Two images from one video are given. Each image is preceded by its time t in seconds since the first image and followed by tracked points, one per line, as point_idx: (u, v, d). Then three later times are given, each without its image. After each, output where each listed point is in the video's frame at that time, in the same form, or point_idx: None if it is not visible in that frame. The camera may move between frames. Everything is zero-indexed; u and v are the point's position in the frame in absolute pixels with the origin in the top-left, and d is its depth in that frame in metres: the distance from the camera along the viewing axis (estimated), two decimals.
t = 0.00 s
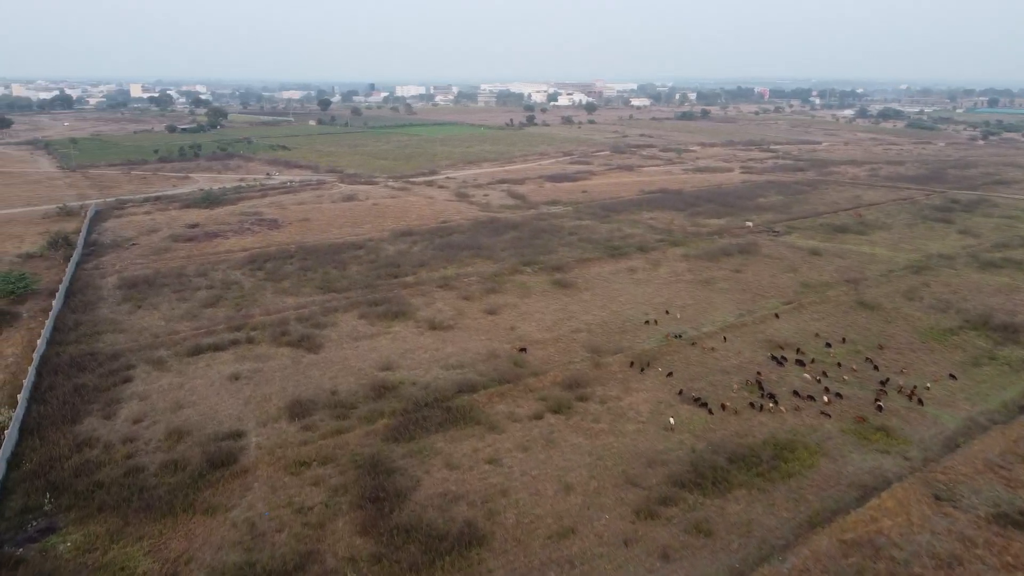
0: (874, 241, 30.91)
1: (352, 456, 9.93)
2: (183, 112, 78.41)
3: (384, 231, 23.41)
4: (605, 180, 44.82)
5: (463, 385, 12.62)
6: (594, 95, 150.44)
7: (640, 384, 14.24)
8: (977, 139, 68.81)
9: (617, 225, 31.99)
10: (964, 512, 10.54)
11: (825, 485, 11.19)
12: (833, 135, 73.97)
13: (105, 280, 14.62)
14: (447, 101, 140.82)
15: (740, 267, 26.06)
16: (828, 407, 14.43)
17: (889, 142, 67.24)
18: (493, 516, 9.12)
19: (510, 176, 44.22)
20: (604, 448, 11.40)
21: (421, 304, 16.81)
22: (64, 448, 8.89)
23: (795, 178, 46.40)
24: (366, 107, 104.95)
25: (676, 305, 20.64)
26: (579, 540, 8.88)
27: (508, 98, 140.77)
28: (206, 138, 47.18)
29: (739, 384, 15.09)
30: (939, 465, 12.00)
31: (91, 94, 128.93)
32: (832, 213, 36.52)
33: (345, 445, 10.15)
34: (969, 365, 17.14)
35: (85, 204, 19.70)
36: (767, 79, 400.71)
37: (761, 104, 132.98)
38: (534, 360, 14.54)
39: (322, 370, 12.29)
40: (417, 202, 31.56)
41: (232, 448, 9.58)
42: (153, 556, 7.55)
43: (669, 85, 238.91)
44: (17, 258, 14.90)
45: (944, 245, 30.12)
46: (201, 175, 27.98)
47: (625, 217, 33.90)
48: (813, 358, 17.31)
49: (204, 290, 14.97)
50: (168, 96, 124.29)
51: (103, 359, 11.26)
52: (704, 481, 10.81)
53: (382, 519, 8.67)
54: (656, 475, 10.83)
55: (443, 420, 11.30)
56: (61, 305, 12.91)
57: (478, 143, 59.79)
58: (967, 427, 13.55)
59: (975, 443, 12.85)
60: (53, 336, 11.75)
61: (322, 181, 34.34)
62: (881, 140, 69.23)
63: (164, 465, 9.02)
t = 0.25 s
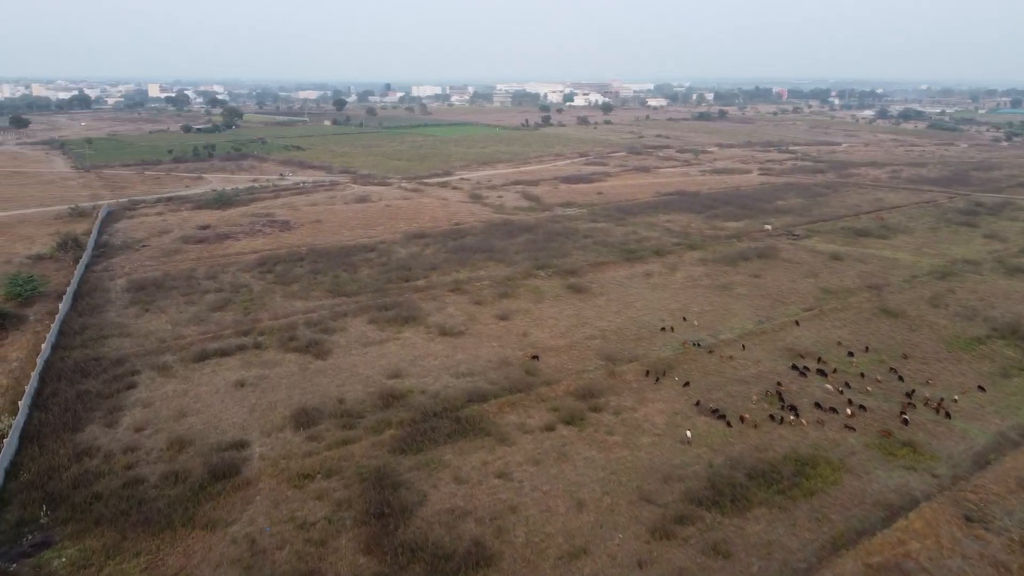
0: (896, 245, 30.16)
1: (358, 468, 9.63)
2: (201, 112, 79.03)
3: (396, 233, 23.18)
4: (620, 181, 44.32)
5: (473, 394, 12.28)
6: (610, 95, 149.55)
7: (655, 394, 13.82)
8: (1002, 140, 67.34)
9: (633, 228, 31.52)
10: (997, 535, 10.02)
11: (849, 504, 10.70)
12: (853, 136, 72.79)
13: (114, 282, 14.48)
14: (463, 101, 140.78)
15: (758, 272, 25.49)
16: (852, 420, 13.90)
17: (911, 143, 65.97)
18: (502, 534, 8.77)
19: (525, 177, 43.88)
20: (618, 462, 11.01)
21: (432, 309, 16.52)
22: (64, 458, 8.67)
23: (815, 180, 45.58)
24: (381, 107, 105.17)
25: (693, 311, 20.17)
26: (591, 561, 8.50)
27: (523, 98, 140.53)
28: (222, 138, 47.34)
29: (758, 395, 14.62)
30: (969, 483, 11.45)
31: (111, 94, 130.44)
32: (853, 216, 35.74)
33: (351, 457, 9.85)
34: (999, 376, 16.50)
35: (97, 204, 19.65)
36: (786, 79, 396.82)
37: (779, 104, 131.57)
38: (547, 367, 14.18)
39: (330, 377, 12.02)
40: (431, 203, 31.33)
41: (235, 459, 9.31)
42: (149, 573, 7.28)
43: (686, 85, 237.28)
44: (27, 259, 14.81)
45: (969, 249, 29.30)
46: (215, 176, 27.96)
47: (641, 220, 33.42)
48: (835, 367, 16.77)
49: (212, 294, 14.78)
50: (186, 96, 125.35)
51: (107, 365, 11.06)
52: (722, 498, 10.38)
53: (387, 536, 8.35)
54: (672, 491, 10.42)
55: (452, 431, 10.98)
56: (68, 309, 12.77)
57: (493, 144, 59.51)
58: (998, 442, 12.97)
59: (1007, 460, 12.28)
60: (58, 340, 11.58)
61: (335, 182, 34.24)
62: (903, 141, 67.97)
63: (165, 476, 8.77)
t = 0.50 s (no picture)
0: (920, 249, 29.37)
1: (363, 481, 9.32)
2: (217, 112, 79.58)
3: (409, 235, 22.93)
4: (637, 182, 43.79)
5: (484, 403, 11.95)
6: (627, 95, 148.56)
7: (671, 405, 13.40)
8: None
9: (649, 231, 31.02)
10: None
11: (875, 524, 10.21)
12: (874, 137, 71.51)
13: (122, 285, 14.33)
14: (479, 101, 140.63)
15: (778, 277, 24.91)
16: (876, 434, 13.37)
17: (933, 144, 64.66)
18: (511, 553, 8.42)
19: (540, 178, 43.51)
20: (633, 477, 10.61)
21: (444, 314, 16.23)
22: (63, 467, 8.44)
23: (835, 182, 44.71)
24: (397, 107, 105.34)
25: (711, 317, 19.69)
26: None
27: (539, 98, 140.11)
28: (237, 138, 47.46)
29: (778, 407, 14.13)
30: (1002, 504, 10.91)
31: (131, 93, 131.91)
32: (874, 219, 34.94)
33: (356, 469, 9.55)
34: None
35: (110, 205, 19.59)
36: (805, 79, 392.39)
37: (797, 104, 129.91)
38: (559, 376, 13.81)
39: (337, 385, 11.75)
40: (444, 205, 31.08)
41: (237, 471, 9.04)
42: None
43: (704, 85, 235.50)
44: (37, 261, 14.71)
45: (996, 254, 28.46)
46: (229, 176, 27.92)
47: (657, 222, 32.91)
48: (858, 378, 16.21)
49: (221, 297, 14.59)
50: (205, 95, 126.39)
51: (112, 370, 10.86)
52: (741, 517, 9.94)
53: (391, 554, 8.03)
54: (689, 509, 10.00)
55: (461, 442, 10.65)
56: (75, 311, 12.60)
57: (508, 145, 59.18)
58: None
59: None
60: (64, 343, 11.41)
61: (349, 182, 34.12)
62: (925, 142, 66.64)
63: (165, 488, 8.51)
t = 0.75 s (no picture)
0: (946, 254, 28.56)
1: (369, 495, 9.02)
2: (235, 112, 80.18)
3: (422, 237, 22.69)
4: (654, 184, 43.25)
5: (495, 413, 11.61)
6: (644, 95, 147.57)
7: (689, 417, 12.98)
8: None
9: (666, 234, 30.50)
10: None
11: (904, 548, 9.72)
12: (897, 138, 70.17)
13: (131, 287, 14.19)
14: (496, 101, 140.51)
15: (798, 282, 24.32)
16: (903, 449, 12.82)
17: (958, 145, 63.28)
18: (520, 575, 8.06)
19: (555, 179, 43.15)
20: (648, 493, 10.20)
21: (456, 320, 15.93)
22: (62, 478, 8.22)
23: (857, 184, 43.82)
24: (413, 107, 105.63)
25: (730, 324, 19.19)
26: None
27: (555, 99, 139.88)
28: (253, 138, 47.61)
29: (801, 420, 13.62)
30: None
31: (151, 93, 133.49)
32: (898, 223, 34.09)
33: (362, 483, 9.25)
34: None
35: (123, 206, 19.54)
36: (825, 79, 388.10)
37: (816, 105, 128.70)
38: (573, 385, 13.44)
39: (345, 393, 11.48)
40: (459, 206, 30.82)
41: (240, 483, 8.78)
42: None
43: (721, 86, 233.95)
44: (48, 262, 14.63)
45: None
46: (243, 177, 27.89)
47: (674, 225, 32.38)
48: (883, 389, 15.63)
49: (230, 301, 14.42)
50: (224, 95, 127.56)
51: (117, 376, 10.66)
52: (762, 539, 9.49)
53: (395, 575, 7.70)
54: (707, 529, 9.57)
55: (471, 454, 10.31)
56: (83, 314, 12.46)
57: (523, 145, 58.85)
58: None
59: None
60: (70, 348, 11.24)
61: (363, 183, 34.00)
62: (949, 143, 65.21)
63: (165, 501, 8.27)
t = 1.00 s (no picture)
0: (974, 260, 27.70)
1: (375, 510, 8.70)
2: (253, 112, 80.73)
3: (436, 240, 22.44)
4: (672, 186, 42.66)
5: (507, 424, 11.25)
6: (662, 95, 146.51)
7: (708, 430, 12.53)
8: None
9: (684, 237, 29.95)
10: None
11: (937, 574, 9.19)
12: (921, 139, 68.75)
13: (142, 290, 14.06)
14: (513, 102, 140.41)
15: (821, 288, 23.69)
16: (933, 466, 12.24)
17: (985, 147, 61.79)
18: None
19: (572, 181, 42.73)
20: (666, 512, 9.78)
21: (468, 326, 15.61)
22: (62, 490, 8.00)
23: (880, 187, 42.84)
24: (430, 107, 105.75)
25: (750, 332, 18.67)
26: None
27: (572, 99, 139.34)
28: (270, 138, 47.75)
29: (825, 434, 13.10)
30: None
31: (173, 93, 135.02)
32: (923, 226, 33.19)
33: (368, 497, 8.93)
34: None
35: (137, 207, 19.49)
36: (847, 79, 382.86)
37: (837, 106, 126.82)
38: (588, 395, 13.05)
39: (354, 401, 11.19)
40: (474, 208, 30.56)
41: (243, 496, 8.51)
42: None
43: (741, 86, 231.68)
44: (59, 264, 14.55)
45: None
46: (259, 178, 27.84)
47: (693, 228, 31.81)
48: (911, 401, 15.03)
49: (240, 305, 14.24)
50: (243, 95, 128.65)
51: (123, 381, 10.46)
52: (786, 562, 9.02)
53: None
54: (728, 550, 9.12)
55: (482, 468, 9.96)
56: (92, 318, 12.32)
57: (540, 146, 58.49)
58: None
59: None
60: (77, 352, 11.07)
61: (378, 184, 33.87)
62: (975, 144, 63.71)
63: (166, 514, 8.01)
